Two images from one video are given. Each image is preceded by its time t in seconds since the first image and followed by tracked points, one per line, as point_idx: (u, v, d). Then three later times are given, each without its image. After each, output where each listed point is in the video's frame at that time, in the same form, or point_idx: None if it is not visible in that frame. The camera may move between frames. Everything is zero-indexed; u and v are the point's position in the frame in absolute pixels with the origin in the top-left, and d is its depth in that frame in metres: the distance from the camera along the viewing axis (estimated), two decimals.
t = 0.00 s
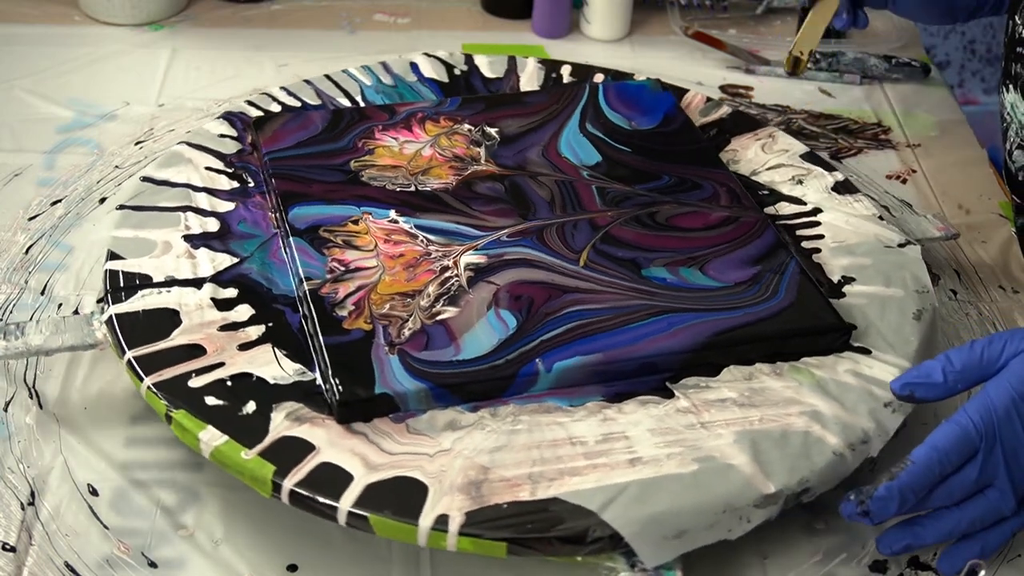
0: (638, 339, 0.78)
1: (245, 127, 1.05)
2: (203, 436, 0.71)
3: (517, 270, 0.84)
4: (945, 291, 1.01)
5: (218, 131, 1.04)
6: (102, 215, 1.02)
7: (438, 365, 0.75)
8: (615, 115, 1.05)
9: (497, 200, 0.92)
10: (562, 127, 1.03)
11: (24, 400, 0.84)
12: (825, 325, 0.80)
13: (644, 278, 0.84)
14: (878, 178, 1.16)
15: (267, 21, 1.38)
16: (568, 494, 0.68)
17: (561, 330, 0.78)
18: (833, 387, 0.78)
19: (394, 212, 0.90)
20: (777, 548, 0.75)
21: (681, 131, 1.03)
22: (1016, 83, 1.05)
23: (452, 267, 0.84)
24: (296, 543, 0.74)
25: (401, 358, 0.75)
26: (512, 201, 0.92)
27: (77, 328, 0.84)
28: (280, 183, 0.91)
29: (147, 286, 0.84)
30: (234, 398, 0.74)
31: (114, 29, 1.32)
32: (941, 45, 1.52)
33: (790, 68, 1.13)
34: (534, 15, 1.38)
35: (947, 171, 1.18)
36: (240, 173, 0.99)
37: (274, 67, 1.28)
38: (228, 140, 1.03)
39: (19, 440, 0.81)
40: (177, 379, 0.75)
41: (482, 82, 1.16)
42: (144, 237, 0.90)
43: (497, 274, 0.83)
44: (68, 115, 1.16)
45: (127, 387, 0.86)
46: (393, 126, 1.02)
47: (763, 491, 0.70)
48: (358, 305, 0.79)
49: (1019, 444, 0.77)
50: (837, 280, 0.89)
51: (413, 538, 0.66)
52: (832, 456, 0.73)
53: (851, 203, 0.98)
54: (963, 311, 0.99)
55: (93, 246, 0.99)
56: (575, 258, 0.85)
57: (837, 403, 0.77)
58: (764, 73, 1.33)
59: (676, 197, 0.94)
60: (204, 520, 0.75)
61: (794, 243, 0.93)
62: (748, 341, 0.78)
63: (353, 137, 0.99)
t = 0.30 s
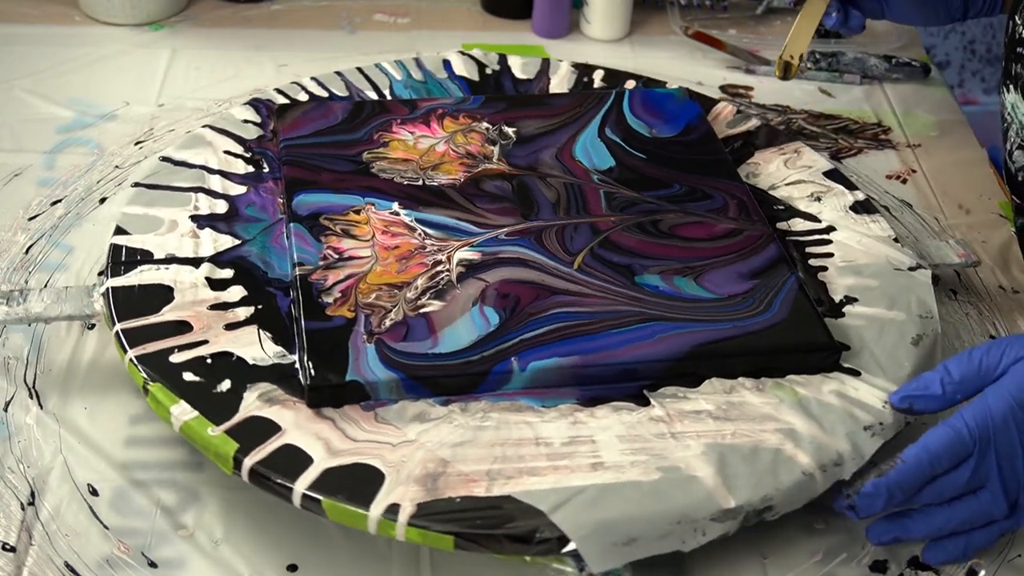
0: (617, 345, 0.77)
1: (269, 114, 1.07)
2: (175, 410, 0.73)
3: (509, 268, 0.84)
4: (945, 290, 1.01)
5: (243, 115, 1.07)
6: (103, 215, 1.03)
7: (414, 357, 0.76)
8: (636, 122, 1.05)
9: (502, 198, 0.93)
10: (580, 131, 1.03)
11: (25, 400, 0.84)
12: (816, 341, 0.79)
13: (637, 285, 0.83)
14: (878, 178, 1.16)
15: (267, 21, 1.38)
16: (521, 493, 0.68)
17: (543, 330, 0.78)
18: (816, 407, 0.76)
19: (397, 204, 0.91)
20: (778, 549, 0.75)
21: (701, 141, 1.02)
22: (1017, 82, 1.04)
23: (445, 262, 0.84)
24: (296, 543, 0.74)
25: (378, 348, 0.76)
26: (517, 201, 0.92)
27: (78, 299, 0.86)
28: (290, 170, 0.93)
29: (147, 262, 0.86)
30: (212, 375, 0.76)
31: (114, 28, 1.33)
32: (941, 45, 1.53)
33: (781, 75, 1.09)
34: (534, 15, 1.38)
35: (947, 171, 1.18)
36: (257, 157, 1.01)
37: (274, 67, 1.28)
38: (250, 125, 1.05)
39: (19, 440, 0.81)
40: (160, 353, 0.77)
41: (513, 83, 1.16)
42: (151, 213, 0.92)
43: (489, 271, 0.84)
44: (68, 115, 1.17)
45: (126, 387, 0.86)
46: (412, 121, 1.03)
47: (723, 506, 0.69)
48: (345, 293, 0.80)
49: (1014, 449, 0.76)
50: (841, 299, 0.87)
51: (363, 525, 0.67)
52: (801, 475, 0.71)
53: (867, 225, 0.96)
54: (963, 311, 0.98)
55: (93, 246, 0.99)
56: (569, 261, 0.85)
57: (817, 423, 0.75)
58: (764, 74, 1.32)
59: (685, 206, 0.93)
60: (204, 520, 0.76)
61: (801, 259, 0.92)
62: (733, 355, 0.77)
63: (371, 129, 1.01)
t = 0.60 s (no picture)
0: (602, 348, 0.78)
1: (289, 105, 1.08)
2: (156, 390, 0.74)
3: (501, 267, 0.84)
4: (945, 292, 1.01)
5: (263, 106, 1.07)
6: (103, 215, 1.04)
7: (396, 349, 0.76)
8: (651, 127, 1.05)
9: (505, 197, 0.93)
10: (593, 134, 1.03)
11: (24, 400, 0.85)
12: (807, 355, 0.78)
13: (629, 289, 0.83)
14: (877, 178, 1.16)
15: (267, 21, 1.39)
16: (486, 491, 0.68)
17: (529, 329, 0.78)
18: (799, 419, 0.76)
19: (399, 198, 0.91)
20: (778, 549, 0.75)
21: (716, 149, 1.02)
22: (1020, 82, 1.04)
23: (440, 257, 0.85)
24: (296, 544, 0.75)
25: (362, 339, 0.76)
26: (519, 200, 0.93)
27: (81, 277, 0.87)
28: (299, 160, 0.94)
29: (148, 244, 0.87)
30: (198, 358, 0.76)
31: (114, 29, 1.34)
32: (941, 45, 1.53)
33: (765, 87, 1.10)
34: (533, 15, 1.38)
35: (947, 171, 1.17)
36: (272, 147, 1.02)
37: (273, 67, 1.29)
38: (269, 115, 1.06)
39: (19, 440, 0.82)
40: (151, 333, 0.78)
41: (535, 84, 1.16)
42: (157, 195, 0.93)
43: (482, 269, 0.84)
44: (68, 115, 1.17)
45: (126, 388, 0.87)
46: (427, 117, 1.04)
47: (691, 514, 0.69)
48: (336, 283, 0.81)
49: (993, 449, 0.75)
50: (840, 313, 0.87)
51: (326, 512, 0.67)
52: (775, 487, 0.71)
53: (877, 240, 0.95)
54: (964, 313, 0.98)
55: (93, 247, 1.00)
56: (564, 261, 0.85)
57: (797, 436, 0.75)
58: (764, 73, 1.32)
59: (689, 213, 0.93)
60: (203, 520, 0.76)
61: (804, 272, 0.92)
62: (721, 364, 0.77)
63: (385, 125, 1.01)
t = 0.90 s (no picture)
0: (608, 347, 0.78)
1: (281, 109, 1.08)
2: (164, 399, 0.73)
3: (504, 267, 0.84)
4: (945, 291, 1.01)
5: (255, 109, 1.07)
6: (103, 215, 1.03)
7: (405, 352, 0.76)
8: (646, 125, 1.05)
9: (505, 198, 0.93)
10: (588, 133, 1.03)
11: (24, 400, 0.85)
12: (810, 350, 0.78)
13: (632, 287, 0.83)
14: (878, 178, 1.16)
15: (267, 21, 1.38)
16: (502, 492, 0.68)
17: (536, 329, 0.78)
18: (806, 413, 0.76)
19: (399, 201, 0.91)
20: (778, 549, 0.75)
21: (710, 146, 1.02)
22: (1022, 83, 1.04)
23: (442, 259, 0.85)
24: (296, 543, 0.75)
25: (369, 342, 0.76)
26: (519, 200, 0.93)
27: (79, 285, 0.87)
28: (295, 163, 0.93)
29: (147, 252, 0.87)
30: (203, 366, 0.76)
31: (114, 29, 1.33)
32: (941, 45, 1.53)
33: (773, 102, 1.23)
34: (533, 15, 1.38)
35: (947, 171, 1.18)
36: (265, 152, 1.02)
37: (273, 67, 1.29)
38: (262, 119, 1.06)
39: (19, 440, 0.81)
40: (153, 342, 0.78)
41: (526, 83, 1.16)
42: (156, 203, 0.93)
43: (485, 270, 0.84)
44: (68, 115, 1.17)
45: (125, 388, 0.87)
46: (421, 118, 1.04)
47: (706, 510, 0.69)
48: (339, 287, 0.81)
49: (1006, 441, 0.75)
50: (840, 307, 0.87)
51: (342, 518, 0.67)
52: (786, 482, 0.71)
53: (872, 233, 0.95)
54: (963, 312, 0.98)
55: (93, 247, 0.99)
56: (567, 261, 0.85)
57: (806, 430, 0.75)
58: (764, 73, 1.32)
59: (687, 210, 0.93)
60: (203, 520, 0.76)
61: (803, 266, 0.92)
62: (725, 360, 0.77)
63: (379, 126, 1.01)
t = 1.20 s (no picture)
0: (612, 346, 0.78)
1: (275, 112, 1.08)
2: (169, 404, 0.73)
3: (507, 268, 0.84)
4: (944, 290, 1.01)
5: (250, 113, 1.07)
6: (102, 215, 1.03)
7: (410, 355, 0.76)
8: (642, 124, 1.05)
9: (504, 198, 0.93)
10: (584, 132, 1.03)
11: (24, 400, 0.85)
12: (812, 347, 0.78)
13: (634, 286, 0.83)
14: (878, 178, 1.16)
15: (267, 21, 1.38)
16: (512, 492, 0.68)
17: (541, 330, 0.78)
18: (811, 409, 0.76)
19: (398, 203, 0.91)
20: (777, 549, 0.75)
21: (706, 143, 1.02)
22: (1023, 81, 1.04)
23: (444, 260, 0.85)
24: (296, 543, 0.74)
25: (374, 345, 0.76)
26: (519, 200, 0.93)
27: (78, 291, 0.86)
28: (292, 167, 0.93)
29: (147, 256, 0.87)
30: (206, 370, 0.76)
31: (114, 29, 1.33)
32: (941, 45, 1.53)
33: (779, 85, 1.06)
34: (534, 15, 1.38)
35: (947, 171, 1.18)
36: (261, 155, 1.01)
37: (274, 67, 1.28)
38: (257, 122, 1.06)
39: (19, 440, 0.81)
40: (156, 347, 0.78)
41: (519, 83, 1.16)
42: (154, 207, 0.93)
43: (486, 271, 0.84)
44: (68, 115, 1.17)
45: (125, 389, 0.86)
46: (416, 119, 1.04)
47: (715, 508, 0.68)
48: (342, 290, 0.80)
49: (1014, 431, 0.76)
50: (840, 304, 0.87)
51: (352, 521, 0.67)
52: (793, 478, 0.71)
53: (870, 229, 0.95)
54: (963, 311, 0.98)
55: (93, 247, 0.99)
56: (570, 261, 0.85)
57: (811, 426, 0.75)
58: (764, 73, 1.32)
59: (686, 208, 0.93)
60: (203, 520, 0.76)
61: (802, 263, 0.92)
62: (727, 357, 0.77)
63: (375, 127, 1.01)
